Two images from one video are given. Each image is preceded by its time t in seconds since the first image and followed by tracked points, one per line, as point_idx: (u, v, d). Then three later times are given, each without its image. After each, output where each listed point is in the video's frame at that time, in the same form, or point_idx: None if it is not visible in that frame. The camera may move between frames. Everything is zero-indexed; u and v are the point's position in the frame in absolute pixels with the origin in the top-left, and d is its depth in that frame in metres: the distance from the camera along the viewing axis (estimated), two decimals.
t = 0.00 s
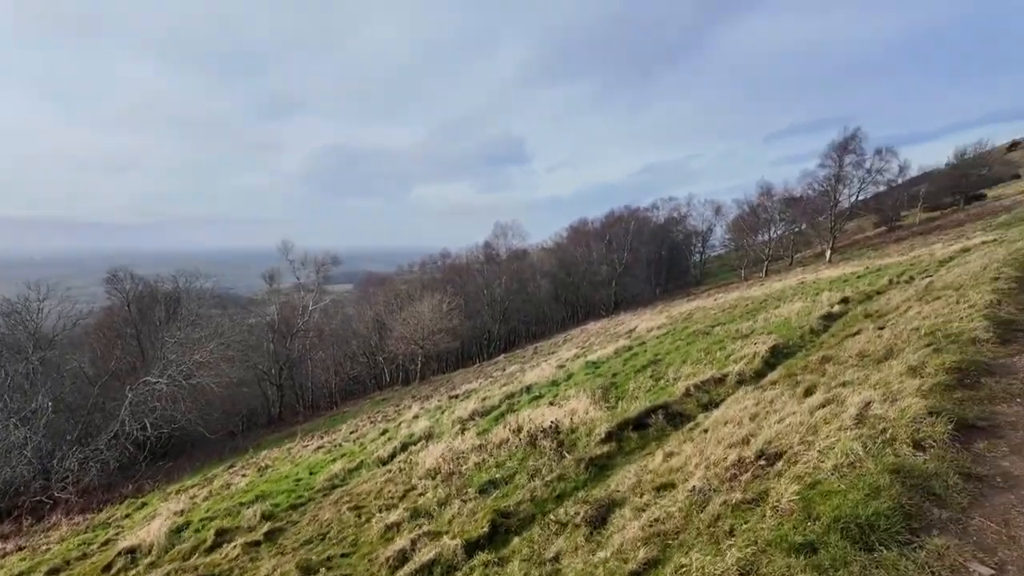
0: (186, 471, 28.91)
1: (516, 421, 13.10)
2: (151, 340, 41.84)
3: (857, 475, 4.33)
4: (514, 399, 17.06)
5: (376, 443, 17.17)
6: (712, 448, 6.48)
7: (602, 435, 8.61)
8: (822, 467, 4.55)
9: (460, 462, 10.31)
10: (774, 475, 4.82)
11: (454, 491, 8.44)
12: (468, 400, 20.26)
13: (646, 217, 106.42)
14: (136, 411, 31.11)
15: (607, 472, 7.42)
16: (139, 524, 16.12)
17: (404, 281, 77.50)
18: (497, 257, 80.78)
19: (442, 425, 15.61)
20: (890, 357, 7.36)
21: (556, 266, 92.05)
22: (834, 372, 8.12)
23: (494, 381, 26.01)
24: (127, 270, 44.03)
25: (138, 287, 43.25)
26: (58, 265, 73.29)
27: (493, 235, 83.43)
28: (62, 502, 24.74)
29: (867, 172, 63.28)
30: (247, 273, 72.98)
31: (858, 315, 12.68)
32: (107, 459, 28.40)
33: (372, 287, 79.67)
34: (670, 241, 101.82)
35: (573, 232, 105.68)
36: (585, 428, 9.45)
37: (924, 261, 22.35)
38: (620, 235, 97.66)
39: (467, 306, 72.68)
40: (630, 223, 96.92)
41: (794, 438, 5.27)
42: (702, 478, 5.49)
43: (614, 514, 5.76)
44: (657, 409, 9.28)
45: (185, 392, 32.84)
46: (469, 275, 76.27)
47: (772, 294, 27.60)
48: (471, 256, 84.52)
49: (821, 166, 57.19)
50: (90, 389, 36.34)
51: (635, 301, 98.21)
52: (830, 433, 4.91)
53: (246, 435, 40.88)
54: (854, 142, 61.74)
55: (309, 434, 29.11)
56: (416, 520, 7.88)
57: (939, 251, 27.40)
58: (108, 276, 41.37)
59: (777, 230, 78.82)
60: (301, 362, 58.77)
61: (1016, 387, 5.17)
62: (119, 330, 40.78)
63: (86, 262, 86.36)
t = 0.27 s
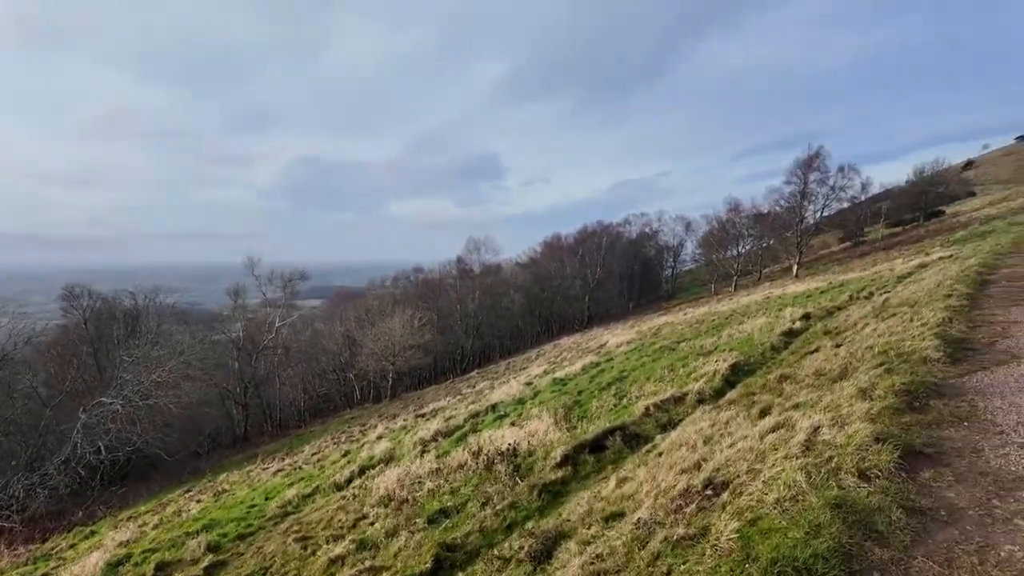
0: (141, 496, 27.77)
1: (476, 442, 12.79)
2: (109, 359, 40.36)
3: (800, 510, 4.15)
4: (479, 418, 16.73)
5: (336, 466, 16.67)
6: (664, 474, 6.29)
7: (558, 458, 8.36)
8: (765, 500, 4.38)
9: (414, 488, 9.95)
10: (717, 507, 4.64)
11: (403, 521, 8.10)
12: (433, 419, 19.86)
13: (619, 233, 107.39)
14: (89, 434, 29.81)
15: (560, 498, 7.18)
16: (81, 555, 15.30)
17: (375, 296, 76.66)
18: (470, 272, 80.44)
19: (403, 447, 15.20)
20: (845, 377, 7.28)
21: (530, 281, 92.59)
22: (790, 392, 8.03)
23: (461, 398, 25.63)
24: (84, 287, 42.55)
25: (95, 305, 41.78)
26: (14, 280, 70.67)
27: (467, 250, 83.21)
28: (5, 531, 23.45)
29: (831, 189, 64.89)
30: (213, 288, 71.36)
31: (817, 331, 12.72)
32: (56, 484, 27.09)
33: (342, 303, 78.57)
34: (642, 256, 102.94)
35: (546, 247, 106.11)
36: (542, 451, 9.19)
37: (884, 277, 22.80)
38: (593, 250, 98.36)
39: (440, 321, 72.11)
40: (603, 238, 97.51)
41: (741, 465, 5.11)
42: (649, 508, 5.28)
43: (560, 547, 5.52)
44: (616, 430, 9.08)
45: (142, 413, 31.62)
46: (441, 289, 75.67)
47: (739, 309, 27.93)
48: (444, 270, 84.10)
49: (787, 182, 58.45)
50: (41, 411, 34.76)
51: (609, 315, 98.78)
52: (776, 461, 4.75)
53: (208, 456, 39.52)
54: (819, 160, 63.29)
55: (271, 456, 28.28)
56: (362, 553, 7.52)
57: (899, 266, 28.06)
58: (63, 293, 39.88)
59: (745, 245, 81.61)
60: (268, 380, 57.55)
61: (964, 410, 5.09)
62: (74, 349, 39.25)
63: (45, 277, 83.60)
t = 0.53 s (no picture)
0: (113, 514, 27.03)
1: (450, 460, 12.44)
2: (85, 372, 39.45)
3: (763, 548, 3.88)
4: (457, 434, 16.38)
5: (309, 485, 16.22)
6: (632, 499, 6.01)
7: (528, 480, 8.05)
8: (727, 537, 4.11)
9: (381, 511, 9.58)
10: (679, 543, 4.37)
11: (365, 548, 7.75)
12: (411, 435, 19.46)
13: (607, 244, 107.62)
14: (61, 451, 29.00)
15: (526, 525, 6.87)
16: None
17: (361, 308, 76.04)
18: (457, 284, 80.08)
19: (378, 466, 14.80)
20: (821, 396, 7.03)
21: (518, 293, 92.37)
22: (767, 411, 7.79)
23: (443, 413, 25.22)
24: (61, 299, 41.69)
25: (72, 317, 40.92)
26: None
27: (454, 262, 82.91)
28: None
29: (816, 202, 65.47)
30: (195, 300, 70.45)
31: (798, 346, 12.53)
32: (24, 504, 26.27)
33: (328, 315, 77.84)
34: (630, 268, 103.12)
35: (535, 258, 106.03)
36: (513, 472, 8.87)
37: (867, 289, 22.80)
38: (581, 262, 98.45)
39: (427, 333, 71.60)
40: (591, 249, 97.53)
41: (708, 495, 4.85)
42: (611, 540, 5.00)
43: None
44: (589, 450, 8.77)
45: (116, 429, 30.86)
46: (428, 301, 75.14)
47: (723, 322, 27.85)
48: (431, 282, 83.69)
49: (773, 195, 58.84)
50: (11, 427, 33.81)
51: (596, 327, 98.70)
52: (742, 492, 4.49)
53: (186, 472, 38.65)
54: (803, 173, 63.86)
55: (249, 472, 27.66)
56: None
57: (882, 278, 28.15)
58: (39, 306, 39.02)
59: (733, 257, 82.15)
60: (251, 394, 56.83)
61: (940, 433, 4.86)
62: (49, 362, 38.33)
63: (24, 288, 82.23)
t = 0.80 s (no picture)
0: (89, 528, 26.41)
1: (428, 474, 12.08)
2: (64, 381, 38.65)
3: None
4: (439, 445, 15.99)
5: (286, 498, 15.81)
6: (605, 520, 5.71)
7: (501, 497, 7.70)
8: (695, 570, 3.83)
9: (352, 529, 9.22)
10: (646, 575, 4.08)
11: (329, 572, 7.39)
12: (393, 446, 19.10)
13: (598, 251, 107.60)
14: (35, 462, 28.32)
15: (497, 547, 6.54)
16: None
17: (351, 315, 75.45)
18: (448, 291, 79.66)
19: (355, 479, 14.43)
20: (805, 410, 6.73)
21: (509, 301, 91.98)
22: (750, 424, 7.48)
23: (428, 423, 24.85)
24: (41, 307, 40.93)
25: (52, 325, 40.17)
26: None
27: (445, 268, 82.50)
28: None
29: (805, 209, 65.67)
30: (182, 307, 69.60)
31: (784, 355, 12.27)
32: None
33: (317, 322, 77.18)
34: (621, 275, 103.06)
35: (526, 265, 105.78)
36: (487, 488, 8.52)
37: (855, 296, 22.65)
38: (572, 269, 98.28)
39: (416, 341, 71.08)
40: (582, 256, 97.41)
41: (679, 520, 4.56)
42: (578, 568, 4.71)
43: None
44: (567, 464, 8.44)
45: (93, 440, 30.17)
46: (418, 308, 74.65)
47: (711, 329, 27.60)
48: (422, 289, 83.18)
49: (762, 203, 59.01)
50: None
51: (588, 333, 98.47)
52: (715, 519, 4.19)
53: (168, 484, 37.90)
54: (792, 181, 64.06)
55: (229, 484, 27.10)
56: None
57: (870, 285, 28.02)
58: (18, 313, 38.27)
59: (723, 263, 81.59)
60: (236, 402, 56.39)
61: (926, 452, 4.56)
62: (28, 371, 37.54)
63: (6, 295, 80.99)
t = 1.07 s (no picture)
0: (71, 541, 25.94)
1: (408, 490, 11.77)
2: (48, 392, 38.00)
3: None
4: (423, 459, 15.65)
5: (266, 514, 15.47)
6: (577, 550, 5.44)
7: (476, 520, 7.42)
8: None
9: (325, 551, 8.91)
10: None
11: None
12: (377, 458, 18.78)
13: (592, 258, 107.54)
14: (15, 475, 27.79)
15: None
16: None
17: (343, 323, 75.00)
18: (441, 298, 79.31)
19: (336, 494, 14.10)
20: (789, 431, 6.48)
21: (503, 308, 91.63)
22: (733, 444, 7.21)
23: (416, 434, 24.51)
24: (25, 316, 40.34)
25: (36, 334, 39.57)
26: None
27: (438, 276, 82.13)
28: None
29: (797, 217, 65.77)
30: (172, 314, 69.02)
31: (772, 367, 12.04)
32: None
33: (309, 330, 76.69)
34: (615, 282, 102.91)
35: (520, 272, 105.54)
36: (464, 510, 8.23)
37: (847, 306, 22.46)
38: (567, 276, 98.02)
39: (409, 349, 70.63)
40: (576, 263, 97.29)
41: (651, 557, 4.31)
42: None
43: None
44: (545, 484, 8.17)
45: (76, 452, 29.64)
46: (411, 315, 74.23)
47: (703, 338, 27.38)
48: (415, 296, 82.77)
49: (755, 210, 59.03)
50: None
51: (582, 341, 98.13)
52: (685, 559, 3.95)
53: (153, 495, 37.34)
54: (785, 188, 64.17)
55: (214, 496, 26.65)
56: None
57: (862, 294, 27.86)
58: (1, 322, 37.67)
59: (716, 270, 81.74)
60: (227, 412, 56.35)
61: (912, 481, 4.30)
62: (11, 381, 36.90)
63: None
